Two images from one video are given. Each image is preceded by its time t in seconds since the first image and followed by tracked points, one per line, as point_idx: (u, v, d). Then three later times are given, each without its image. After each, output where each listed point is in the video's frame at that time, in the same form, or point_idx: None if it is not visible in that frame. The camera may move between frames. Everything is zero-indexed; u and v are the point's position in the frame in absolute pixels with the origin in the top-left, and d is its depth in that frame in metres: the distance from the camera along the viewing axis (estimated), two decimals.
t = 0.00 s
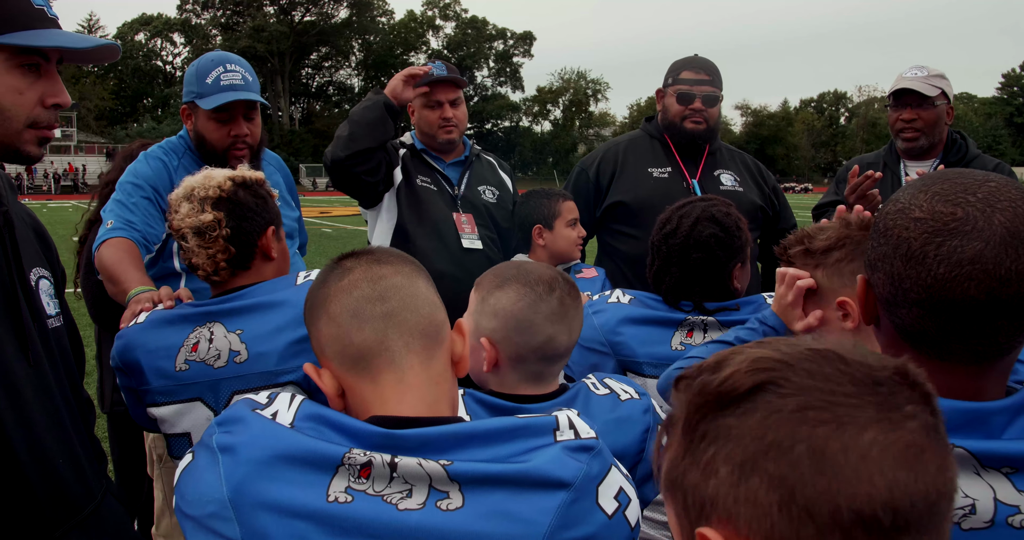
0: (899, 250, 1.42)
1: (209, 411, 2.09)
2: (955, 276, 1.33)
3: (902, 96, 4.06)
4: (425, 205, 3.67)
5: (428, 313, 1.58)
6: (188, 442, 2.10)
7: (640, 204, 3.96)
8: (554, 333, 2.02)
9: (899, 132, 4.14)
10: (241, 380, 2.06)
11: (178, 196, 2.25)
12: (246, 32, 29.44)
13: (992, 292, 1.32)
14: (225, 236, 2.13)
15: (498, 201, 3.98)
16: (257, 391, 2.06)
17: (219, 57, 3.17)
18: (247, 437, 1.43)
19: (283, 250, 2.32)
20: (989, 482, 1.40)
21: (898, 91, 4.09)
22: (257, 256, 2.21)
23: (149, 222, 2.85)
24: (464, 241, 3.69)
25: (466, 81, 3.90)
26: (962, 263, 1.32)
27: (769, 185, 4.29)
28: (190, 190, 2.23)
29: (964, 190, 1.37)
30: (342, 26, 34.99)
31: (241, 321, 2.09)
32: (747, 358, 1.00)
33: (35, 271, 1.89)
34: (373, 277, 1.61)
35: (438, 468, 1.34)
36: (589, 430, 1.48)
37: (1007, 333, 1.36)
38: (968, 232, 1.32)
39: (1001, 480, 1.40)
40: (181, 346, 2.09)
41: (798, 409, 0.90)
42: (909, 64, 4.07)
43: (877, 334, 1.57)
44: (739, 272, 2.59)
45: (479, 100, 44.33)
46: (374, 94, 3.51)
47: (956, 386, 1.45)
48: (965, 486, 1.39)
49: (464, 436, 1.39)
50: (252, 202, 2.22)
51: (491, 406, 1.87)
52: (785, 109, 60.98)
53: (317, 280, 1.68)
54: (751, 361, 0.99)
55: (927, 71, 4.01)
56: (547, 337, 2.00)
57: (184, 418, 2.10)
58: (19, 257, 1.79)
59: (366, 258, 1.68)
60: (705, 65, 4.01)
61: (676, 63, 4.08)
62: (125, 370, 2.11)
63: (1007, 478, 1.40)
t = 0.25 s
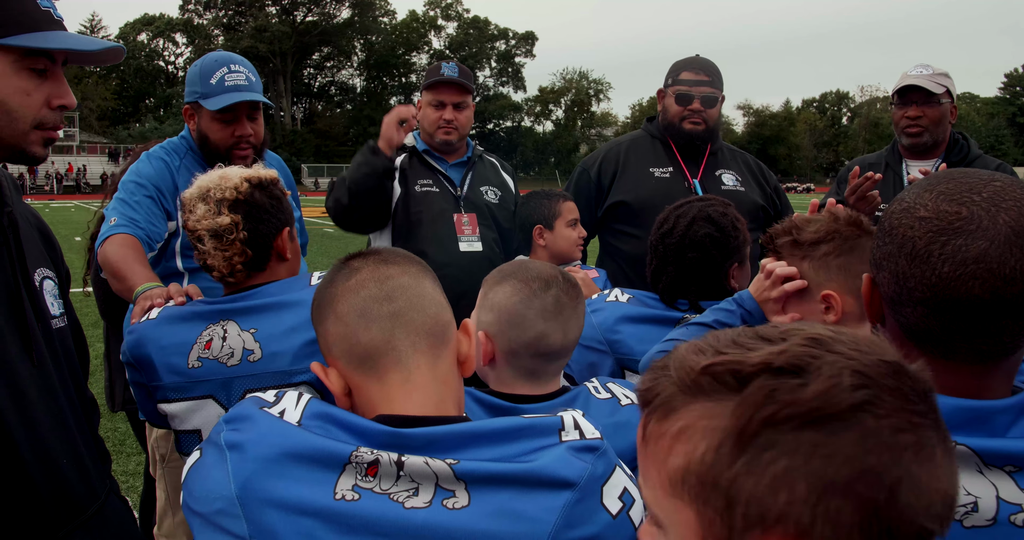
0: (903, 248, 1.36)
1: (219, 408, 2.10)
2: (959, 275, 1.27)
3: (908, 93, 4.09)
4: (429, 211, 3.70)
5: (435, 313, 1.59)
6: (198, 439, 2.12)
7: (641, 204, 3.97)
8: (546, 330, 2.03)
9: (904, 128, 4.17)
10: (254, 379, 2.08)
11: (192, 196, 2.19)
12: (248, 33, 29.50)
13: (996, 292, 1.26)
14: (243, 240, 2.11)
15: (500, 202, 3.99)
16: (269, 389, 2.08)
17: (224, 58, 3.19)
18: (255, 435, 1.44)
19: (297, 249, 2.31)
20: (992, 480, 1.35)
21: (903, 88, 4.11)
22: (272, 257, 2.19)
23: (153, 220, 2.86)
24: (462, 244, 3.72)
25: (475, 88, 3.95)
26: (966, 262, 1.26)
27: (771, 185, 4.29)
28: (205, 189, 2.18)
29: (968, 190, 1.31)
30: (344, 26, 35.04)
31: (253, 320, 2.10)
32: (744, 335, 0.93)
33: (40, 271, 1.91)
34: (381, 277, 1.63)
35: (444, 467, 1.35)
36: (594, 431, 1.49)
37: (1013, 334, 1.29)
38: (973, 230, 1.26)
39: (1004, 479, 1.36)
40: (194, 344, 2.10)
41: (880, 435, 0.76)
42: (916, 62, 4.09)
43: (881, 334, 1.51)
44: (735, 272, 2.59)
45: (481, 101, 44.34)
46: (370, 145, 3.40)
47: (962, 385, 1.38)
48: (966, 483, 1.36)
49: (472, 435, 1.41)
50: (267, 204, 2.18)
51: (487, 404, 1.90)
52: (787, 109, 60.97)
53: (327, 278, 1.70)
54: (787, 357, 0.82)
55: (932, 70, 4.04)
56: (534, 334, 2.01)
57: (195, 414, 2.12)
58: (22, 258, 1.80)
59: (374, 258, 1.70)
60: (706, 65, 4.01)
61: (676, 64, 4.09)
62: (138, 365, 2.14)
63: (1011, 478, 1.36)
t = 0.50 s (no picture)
0: (910, 249, 1.37)
1: (223, 403, 2.11)
2: (965, 277, 1.27)
3: (913, 90, 4.08)
4: (430, 212, 3.71)
5: (441, 314, 1.59)
6: (202, 434, 2.13)
7: (642, 205, 3.97)
8: (534, 329, 2.04)
9: (909, 126, 4.14)
10: (258, 374, 2.09)
11: (195, 200, 2.14)
12: (250, 33, 29.56)
13: (1003, 294, 1.25)
14: (251, 243, 2.10)
15: (501, 203, 3.99)
16: (272, 386, 2.09)
17: (228, 56, 3.20)
18: (261, 434, 1.45)
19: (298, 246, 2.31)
20: (994, 480, 1.32)
21: (909, 86, 4.11)
22: (278, 255, 2.20)
23: (155, 220, 2.87)
24: (463, 245, 3.73)
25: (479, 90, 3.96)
26: (972, 263, 1.26)
27: (772, 185, 4.29)
28: (207, 193, 2.13)
29: (976, 191, 1.31)
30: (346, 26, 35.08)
31: (258, 316, 2.11)
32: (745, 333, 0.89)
33: (43, 272, 1.91)
34: (388, 276, 1.63)
35: (449, 468, 1.36)
36: (599, 433, 1.50)
37: (1018, 334, 1.28)
38: (979, 232, 1.26)
39: (1007, 479, 1.32)
40: (198, 340, 2.10)
41: (912, 425, 0.82)
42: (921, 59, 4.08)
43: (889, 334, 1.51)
44: (733, 271, 2.60)
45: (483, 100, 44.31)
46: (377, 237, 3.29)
47: (963, 385, 1.37)
48: (967, 484, 1.33)
49: (481, 436, 1.42)
50: (273, 205, 2.15)
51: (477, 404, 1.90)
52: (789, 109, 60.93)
53: (335, 277, 1.71)
54: (838, 357, 0.81)
55: (937, 69, 4.03)
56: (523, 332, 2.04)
57: (200, 410, 2.13)
58: (26, 258, 1.81)
59: (382, 258, 1.71)
60: (706, 66, 4.01)
61: (677, 64, 4.09)
62: (139, 361, 2.13)
63: (1013, 477, 1.32)
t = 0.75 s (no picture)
0: (917, 249, 1.37)
1: (222, 402, 2.11)
2: (971, 279, 1.28)
3: (917, 93, 4.08)
4: (430, 213, 3.73)
5: (443, 313, 1.60)
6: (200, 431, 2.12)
7: (643, 205, 3.98)
8: (515, 335, 2.06)
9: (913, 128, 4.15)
10: (258, 372, 2.09)
11: (197, 201, 2.14)
12: (252, 33, 29.60)
13: (1008, 297, 1.26)
14: (255, 245, 2.11)
15: (501, 204, 3.99)
16: (272, 385, 2.09)
17: (230, 56, 3.19)
18: (262, 434, 1.46)
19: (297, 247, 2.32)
20: (986, 481, 1.32)
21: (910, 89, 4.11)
22: (281, 255, 2.21)
23: (155, 219, 2.88)
24: (462, 246, 3.75)
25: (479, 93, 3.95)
26: (979, 266, 1.27)
27: (772, 185, 4.30)
28: (210, 194, 2.13)
29: (986, 193, 1.31)
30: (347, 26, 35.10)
31: (259, 314, 2.12)
32: (733, 341, 0.89)
33: (47, 272, 1.92)
34: (390, 276, 1.64)
35: (451, 467, 1.36)
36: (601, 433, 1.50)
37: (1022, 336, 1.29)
38: (987, 234, 1.27)
39: (998, 480, 1.32)
40: (198, 337, 2.11)
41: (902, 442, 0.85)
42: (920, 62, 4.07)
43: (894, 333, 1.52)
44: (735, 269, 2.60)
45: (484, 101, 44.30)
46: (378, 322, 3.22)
47: (966, 386, 1.38)
48: (959, 483, 1.33)
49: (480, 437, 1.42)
50: (275, 206, 2.16)
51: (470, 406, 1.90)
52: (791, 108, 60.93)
53: (338, 275, 1.72)
54: (834, 366, 0.83)
55: (938, 70, 4.03)
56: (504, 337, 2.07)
57: (197, 407, 2.12)
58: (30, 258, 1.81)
59: (384, 257, 1.72)
60: (706, 66, 4.01)
61: (676, 65, 4.09)
62: (140, 357, 2.15)
63: (1005, 479, 1.32)
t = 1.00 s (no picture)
0: (902, 254, 1.38)
1: (217, 398, 2.13)
2: (956, 283, 1.30)
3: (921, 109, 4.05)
4: (428, 215, 3.75)
5: (441, 314, 1.62)
6: (197, 430, 2.13)
7: (643, 205, 3.99)
8: (515, 336, 2.07)
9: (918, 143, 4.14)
10: (257, 371, 2.11)
11: (200, 202, 2.16)
12: (253, 33, 29.65)
13: (992, 300, 1.28)
14: (258, 247, 2.12)
15: (501, 205, 4.00)
16: (270, 384, 2.11)
17: (231, 53, 3.19)
18: (262, 436, 1.47)
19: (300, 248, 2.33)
20: (973, 473, 1.34)
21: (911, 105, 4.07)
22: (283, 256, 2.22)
23: (159, 219, 2.90)
24: (460, 247, 3.77)
25: (476, 92, 3.94)
26: (963, 270, 1.29)
27: (772, 186, 4.31)
28: (212, 196, 2.15)
29: (967, 197, 1.33)
30: (349, 26, 35.14)
31: (260, 314, 2.13)
32: (688, 356, 0.72)
33: (54, 273, 1.94)
34: (387, 277, 1.66)
35: (450, 468, 1.38)
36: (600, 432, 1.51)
37: (1007, 336, 1.31)
38: (970, 239, 1.29)
39: (985, 472, 1.33)
40: (198, 334, 2.12)
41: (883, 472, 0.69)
42: (917, 74, 4.05)
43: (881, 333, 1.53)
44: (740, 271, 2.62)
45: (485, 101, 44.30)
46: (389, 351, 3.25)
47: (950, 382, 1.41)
48: (946, 476, 1.34)
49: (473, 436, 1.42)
50: (278, 208, 2.18)
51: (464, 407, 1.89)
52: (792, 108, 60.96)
53: (336, 277, 1.73)
54: (802, 392, 0.66)
55: (937, 80, 4.01)
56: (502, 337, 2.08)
57: (194, 404, 2.14)
58: (38, 259, 1.83)
59: (382, 258, 1.74)
60: (706, 67, 4.03)
61: (677, 66, 4.11)
62: (140, 353, 2.17)
63: (992, 471, 1.33)
